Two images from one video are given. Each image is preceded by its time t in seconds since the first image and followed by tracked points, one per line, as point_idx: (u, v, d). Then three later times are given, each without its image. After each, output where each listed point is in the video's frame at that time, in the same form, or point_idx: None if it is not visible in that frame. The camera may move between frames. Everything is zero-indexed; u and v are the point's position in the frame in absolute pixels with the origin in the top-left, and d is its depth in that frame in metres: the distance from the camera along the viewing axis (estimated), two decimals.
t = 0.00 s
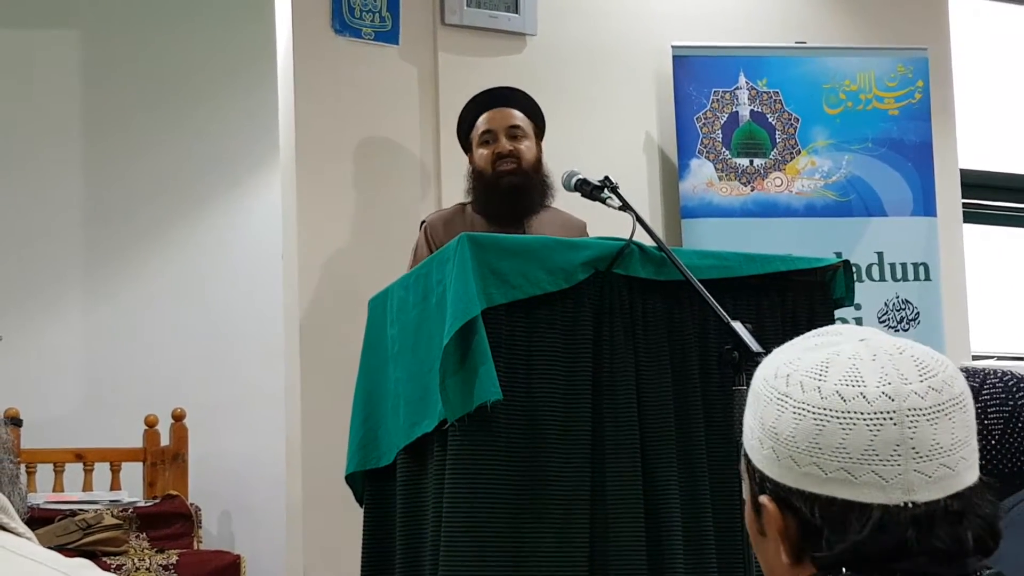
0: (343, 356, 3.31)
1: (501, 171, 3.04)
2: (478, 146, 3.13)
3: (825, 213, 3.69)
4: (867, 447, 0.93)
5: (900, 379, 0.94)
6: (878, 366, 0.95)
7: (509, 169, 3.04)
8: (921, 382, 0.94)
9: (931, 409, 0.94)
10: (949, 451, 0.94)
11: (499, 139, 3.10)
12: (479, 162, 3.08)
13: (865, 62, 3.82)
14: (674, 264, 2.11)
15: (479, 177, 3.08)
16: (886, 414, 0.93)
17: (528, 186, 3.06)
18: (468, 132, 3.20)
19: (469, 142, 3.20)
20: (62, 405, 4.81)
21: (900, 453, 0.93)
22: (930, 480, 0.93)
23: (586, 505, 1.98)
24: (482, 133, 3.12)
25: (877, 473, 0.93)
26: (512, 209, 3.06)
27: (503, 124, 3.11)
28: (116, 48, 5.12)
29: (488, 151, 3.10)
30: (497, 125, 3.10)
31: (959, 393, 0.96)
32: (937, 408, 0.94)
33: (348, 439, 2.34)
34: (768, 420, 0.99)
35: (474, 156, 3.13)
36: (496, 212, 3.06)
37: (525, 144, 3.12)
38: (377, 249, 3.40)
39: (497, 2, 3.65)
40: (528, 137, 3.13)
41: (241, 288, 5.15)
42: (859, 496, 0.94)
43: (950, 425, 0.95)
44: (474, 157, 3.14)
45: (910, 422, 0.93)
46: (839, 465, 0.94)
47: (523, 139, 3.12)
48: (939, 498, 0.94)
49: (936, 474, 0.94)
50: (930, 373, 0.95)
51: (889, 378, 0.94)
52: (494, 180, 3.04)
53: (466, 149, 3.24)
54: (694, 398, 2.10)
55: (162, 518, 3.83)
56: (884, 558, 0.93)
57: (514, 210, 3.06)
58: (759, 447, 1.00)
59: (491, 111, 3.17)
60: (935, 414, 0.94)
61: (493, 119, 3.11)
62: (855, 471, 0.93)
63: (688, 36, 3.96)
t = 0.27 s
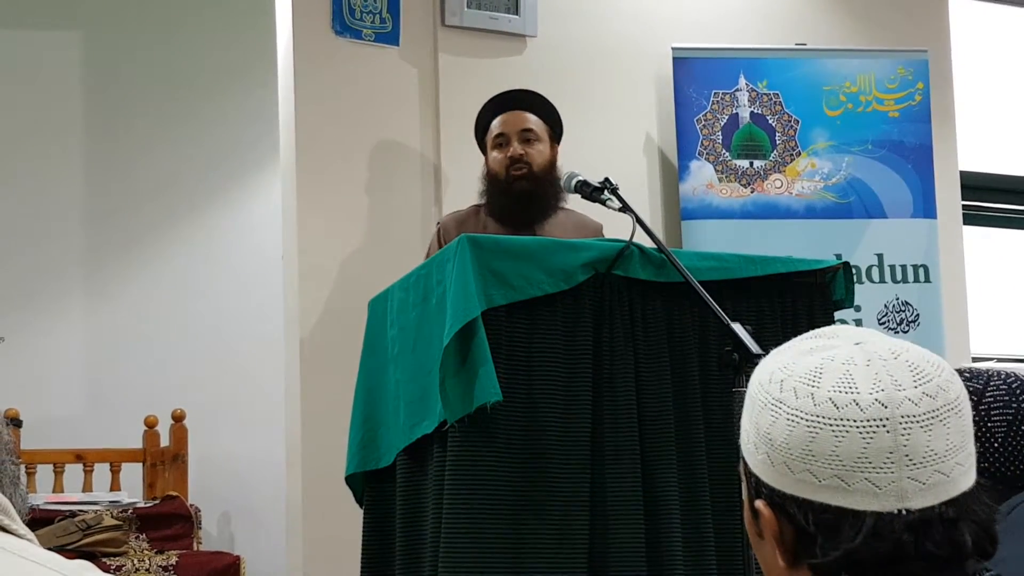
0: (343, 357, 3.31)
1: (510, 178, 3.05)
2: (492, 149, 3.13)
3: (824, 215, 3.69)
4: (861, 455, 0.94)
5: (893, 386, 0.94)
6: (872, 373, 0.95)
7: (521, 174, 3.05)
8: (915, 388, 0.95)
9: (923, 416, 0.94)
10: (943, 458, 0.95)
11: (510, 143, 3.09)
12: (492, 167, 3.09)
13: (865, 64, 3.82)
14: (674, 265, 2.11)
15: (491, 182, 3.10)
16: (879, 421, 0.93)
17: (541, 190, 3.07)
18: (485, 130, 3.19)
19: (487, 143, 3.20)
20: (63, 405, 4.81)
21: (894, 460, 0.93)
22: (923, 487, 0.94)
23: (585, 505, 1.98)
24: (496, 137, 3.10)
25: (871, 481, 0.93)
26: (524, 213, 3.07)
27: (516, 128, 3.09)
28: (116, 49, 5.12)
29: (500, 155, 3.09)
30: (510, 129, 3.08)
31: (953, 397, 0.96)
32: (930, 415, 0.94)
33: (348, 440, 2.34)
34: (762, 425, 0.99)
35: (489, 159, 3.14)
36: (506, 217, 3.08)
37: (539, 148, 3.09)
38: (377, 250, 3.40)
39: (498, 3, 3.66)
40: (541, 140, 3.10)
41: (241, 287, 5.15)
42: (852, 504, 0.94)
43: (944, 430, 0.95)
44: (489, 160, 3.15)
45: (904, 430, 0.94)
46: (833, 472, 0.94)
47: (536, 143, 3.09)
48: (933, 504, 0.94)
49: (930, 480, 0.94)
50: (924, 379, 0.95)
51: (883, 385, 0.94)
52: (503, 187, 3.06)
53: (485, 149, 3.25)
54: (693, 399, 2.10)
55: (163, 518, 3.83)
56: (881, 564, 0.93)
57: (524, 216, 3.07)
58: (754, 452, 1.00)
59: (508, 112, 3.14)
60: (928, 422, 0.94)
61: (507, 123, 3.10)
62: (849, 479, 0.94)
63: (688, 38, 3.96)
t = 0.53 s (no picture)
0: (344, 357, 3.31)
1: (518, 179, 3.07)
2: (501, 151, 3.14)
3: (825, 215, 3.69)
4: (856, 457, 0.94)
5: (887, 388, 0.94)
6: (865, 375, 0.96)
7: (529, 176, 3.06)
8: (909, 389, 0.95)
9: (918, 417, 0.94)
10: (938, 459, 0.95)
11: (518, 145, 3.09)
12: (501, 169, 3.10)
13: (865, 64, 3.82)
14: (674, 265, 2.11)
15: (500, 183, 3.12)
16: (873, 424, 0.94)
17: (549, 191, 3.09)
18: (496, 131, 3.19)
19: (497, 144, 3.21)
20: (63, 405, 4.81)
21: (888, 462, 0.94)
22: (919, 488, 0.94)
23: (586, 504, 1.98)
24: (505, 138, 3.11)
25: (866, 483, 0.94)
26: (531, 215, 3.08)
27: (525, 130, 3.10)
28: (116, 50, 5.12)
29: (508, 157, 3.10)
30: (518, 131, 3.09)
31: (949, 397, 0.96)
32: (925, 416, 0.95)
33: (348, 440, 2.34)
34: (757, 428, 0.99)
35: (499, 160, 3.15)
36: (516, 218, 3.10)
37: (547, 150, 3.09)
38: (377, 250, 3.40)
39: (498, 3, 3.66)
40: (550, 142, 3.09)
41: (241, 287, 5.15)
42: (847, 507, 0.95)
43: (940, 431, 0.95)
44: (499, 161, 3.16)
45: (898, 431, 0.94)
46: (828, 475, 0.94)
47: (544, 144, 3.09)
48: (929, 505, 0.94)
49: (925, 482, 0.94)
50: (918, 380, 0.96)
51: (876, 387, 0.95)
52: (511, 188, 3.08)
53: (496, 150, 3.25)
54: (694, 398, 2.10)
55: (163, 518, 3.83)
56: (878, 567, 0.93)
57: (533, 217, 3.09)
58: (750, 455, 1.01)
59: (518, 114, 3.14)
60: (923, 423, 0.94)
61: (516, 125, 3.10)
62: (844, 481, 0.94)
63: (689, 37, 3.96)
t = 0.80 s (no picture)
0: (343, 356, 3.31)
1: (518, 180, 3.06)
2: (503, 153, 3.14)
3: (824, 213, 3.69)
4: (845, 461, 0.94)
5: (877, 392, 0.94)
6: (856, 378, 0.96)
7: (531, 178, 3.06)
8: (900, 392, 0.95)
9: (908, 420, 0.94)
10: (930, 461, 0.95)
11: (520, 146, 3.09)
12: (502, 169, 3.10)
13: (864, 62, 3.82)
14: (673, 263, 2.11)
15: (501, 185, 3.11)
16: (863, 428, 0.94)
17: (549, 193, 3.07)
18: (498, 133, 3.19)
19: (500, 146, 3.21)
20: (62, 404, 4.81)
21: (878, 466, 0.94)
22: (911, 491, 0.94)
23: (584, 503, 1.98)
24: (507, 139, 3.11)
25: (855, 487, 0.94)
26: (530, 217, 3.06)
27: (526, 131, 3.10)
28: (116, 49, 5.12)
29: (509, 158, 3.10)
30: (520, 132, 3.09)
31: (941, 399, 0.96)
32: (915, 419, 0.95)
33: (347, 439, 2.34)
34: (750, 430, 1.00)
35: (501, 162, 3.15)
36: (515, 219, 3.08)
37: (548, 151, 3.09)
38: (377, 249, 3.39)
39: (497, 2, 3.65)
40: (551, 143, 3.10)
41: (240, 285, 5.15)
42: (838, 510, 0.95)
43: (931, 434, 0.95)
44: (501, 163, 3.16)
45: (888, 435, 0.94)
46: (818, 479, 0.95)
47: (545, 146, 3.09)
48: (921, 508, 0.95)
49: (917, 485, 0.94)
50: (909, 383, 0.96)
51: (866, 390, 0.95)
52: (511, 189, 3.07)
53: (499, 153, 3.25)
54: (693, 397, 2.10)
55: (162, 517, 3.82)
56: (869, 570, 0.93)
57: (532, 219, 3.07)
58: (744, 456, 1.01)
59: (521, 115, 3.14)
60: (913, 426, 0.94)
61: (517, 126, 3.10)
62: (834, 485, 0.94)
63: (688, 36, 3.96)
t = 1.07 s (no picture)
0: (343, 356, 3.31)
1: (518, 183, 3.06)
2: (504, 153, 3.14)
3: (824, 213, 3.69)
4: (843, 463, 0.94)
5: (875, 393, 0.95)
6: (854, 379, 0.96)
7: (530, 179, 3.05)
8: (898, 393, 0.95)
9: (906, 422, 0.94)
10: (928, 462, 0.95)
11: (521, 148, 3.09)
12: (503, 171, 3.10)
13: (864, 62, 3.82)
14: (673, 264, 2.11)
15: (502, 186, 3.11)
16: (861, 429, 0.94)
17: (549, 197, 3.07)
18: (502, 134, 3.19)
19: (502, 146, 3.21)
20: (62, 404, 4.81)
21: (877, 467, 0.94)
22: (909, 492, 0.94)
23: (584, 504, 1.98)
24: (508, 141, 3.11)
25: (854, 489, 0.94)
26: (530, 220, 3.07)
27: (528, 133, 3.09)
28: (116, 49, 5.12)
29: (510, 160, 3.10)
30: (521, 134, 3.09)
31: (939, 399, 0.96)
32: (913, 420, 0.95)
33: (347, 439, 2.34)
34: (749, 432, 1.00)
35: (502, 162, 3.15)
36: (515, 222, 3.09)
37: (550, 153, 3.08)
38: (377, 249, 3.39)
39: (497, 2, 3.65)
40: (552, 146, 3.09)
41: (240, 286, 5.15)
42: (837, 511, 0.95)
43: (929, 435, 0.95)
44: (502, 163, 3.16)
45: (887, 436, 0.94)
46: (817, 481, 0.95)
47: (546, 148, 3.08)
48: (920, 509, 0.95)
49: (915, 486, 0.95)
50: (907, 384, 0.96)
51: (864, 391, 0.95)
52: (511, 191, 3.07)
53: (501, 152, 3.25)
54: (693, 397, 2.10)
55: (162, 517, 3.82)
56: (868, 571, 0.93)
57: (532, 222, 3.08)
58: (743, 458, 1.01)
59: (523, 116, 3.13)
60: (912, 426, 0.95)
61: (519, 128, 3.10)
62: (832, 487, 0.95)
63: (688, 36, 3.96)
